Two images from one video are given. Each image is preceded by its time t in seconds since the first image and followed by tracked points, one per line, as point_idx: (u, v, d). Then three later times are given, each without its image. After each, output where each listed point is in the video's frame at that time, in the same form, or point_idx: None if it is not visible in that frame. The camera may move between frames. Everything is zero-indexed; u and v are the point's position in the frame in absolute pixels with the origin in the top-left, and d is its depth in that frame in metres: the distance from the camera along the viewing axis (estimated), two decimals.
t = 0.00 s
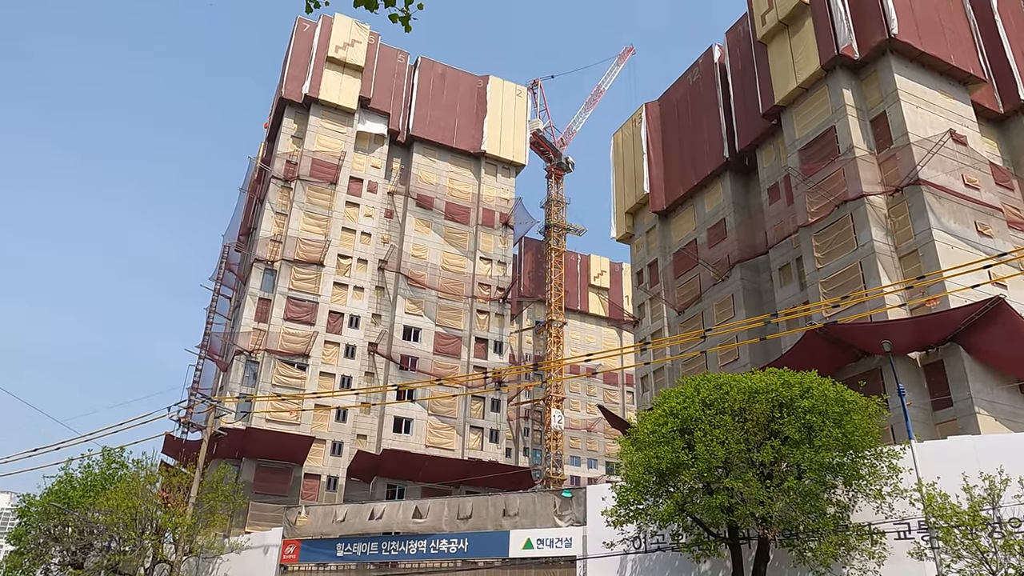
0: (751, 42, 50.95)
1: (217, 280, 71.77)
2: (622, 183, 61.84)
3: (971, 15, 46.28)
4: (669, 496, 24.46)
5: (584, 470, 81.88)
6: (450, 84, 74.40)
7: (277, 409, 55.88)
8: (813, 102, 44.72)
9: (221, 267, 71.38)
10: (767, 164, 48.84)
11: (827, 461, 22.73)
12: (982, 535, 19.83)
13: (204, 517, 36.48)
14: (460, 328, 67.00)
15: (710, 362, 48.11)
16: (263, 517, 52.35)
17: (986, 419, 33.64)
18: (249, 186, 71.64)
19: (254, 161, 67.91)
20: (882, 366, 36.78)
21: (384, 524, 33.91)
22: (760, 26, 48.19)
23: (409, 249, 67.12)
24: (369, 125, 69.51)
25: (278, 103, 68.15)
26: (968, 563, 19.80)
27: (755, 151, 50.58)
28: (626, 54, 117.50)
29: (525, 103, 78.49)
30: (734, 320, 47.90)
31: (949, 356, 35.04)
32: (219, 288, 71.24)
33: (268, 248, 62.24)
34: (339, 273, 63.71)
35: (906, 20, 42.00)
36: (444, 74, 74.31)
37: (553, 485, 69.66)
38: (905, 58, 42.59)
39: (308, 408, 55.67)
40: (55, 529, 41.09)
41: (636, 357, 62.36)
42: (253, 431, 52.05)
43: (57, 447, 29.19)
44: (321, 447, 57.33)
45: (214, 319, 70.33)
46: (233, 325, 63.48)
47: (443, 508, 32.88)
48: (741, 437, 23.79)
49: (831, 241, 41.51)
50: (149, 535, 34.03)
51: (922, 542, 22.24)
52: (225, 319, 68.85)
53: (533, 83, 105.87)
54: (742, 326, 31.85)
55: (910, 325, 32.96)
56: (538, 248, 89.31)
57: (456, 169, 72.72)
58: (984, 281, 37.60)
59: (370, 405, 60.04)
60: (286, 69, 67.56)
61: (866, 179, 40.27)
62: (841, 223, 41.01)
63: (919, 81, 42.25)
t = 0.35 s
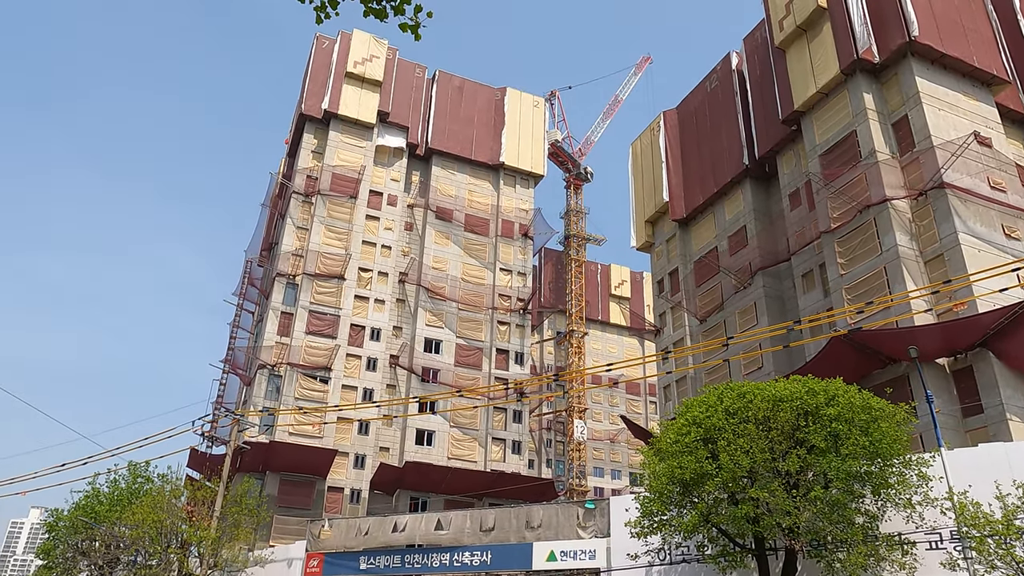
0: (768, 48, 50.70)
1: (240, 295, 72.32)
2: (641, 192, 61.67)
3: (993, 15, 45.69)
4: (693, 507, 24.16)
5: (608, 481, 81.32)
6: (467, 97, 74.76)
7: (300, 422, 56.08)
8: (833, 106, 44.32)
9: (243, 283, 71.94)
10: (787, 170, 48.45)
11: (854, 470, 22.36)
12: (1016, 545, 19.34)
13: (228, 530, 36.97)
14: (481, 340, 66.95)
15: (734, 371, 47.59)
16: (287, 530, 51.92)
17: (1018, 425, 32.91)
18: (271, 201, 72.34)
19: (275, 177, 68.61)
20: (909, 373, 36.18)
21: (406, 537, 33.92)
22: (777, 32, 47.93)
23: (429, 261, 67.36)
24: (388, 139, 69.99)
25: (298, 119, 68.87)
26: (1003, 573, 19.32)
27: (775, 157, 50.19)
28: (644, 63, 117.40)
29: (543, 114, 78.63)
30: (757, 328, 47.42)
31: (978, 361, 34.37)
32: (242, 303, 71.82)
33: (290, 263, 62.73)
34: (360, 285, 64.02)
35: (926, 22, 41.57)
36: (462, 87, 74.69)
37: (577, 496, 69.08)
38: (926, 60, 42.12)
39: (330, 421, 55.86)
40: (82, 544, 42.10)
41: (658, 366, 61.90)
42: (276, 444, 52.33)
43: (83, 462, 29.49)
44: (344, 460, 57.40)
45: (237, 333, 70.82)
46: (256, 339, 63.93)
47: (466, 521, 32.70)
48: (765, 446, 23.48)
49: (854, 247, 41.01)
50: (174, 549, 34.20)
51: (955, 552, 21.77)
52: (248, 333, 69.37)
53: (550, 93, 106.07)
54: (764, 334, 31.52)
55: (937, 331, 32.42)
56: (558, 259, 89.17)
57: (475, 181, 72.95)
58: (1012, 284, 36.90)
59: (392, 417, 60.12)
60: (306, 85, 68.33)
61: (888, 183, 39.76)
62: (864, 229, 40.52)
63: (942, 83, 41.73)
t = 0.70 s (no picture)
0: (777, 53, 50.61)
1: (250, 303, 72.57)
2: (650, 198, 61.58)
3: (1004, 18, 45.47)
4: (704, 514, 23.97)
5: (619, 488, 81.04)
6: (475, 104, 74.93)
7: (310, 430, 56.14)
8: (843, 111, 44.16)
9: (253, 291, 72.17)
10: (797, 176, 48.28)
11: (866, 476, 22.17)
12: None
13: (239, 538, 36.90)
14: (490, 347, 66.89)
15: (745, 377, 47.33)
16: (297, 538, 52.58)
17: None
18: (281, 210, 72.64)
19: (285, 185, 68.93)
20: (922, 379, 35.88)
21: (417, 544, 33.79)
22: (785, 37, 47.85)
23: (438, 269, 67.45)
24: (397, 147, 70.22)
25: (308, 128, 69.19)
26: None
27: (784, 162, 50.03)
28: (652, 69, 117.46)
29: (551, 120, 78.71)
30: (767, 333, 47.18)
31: (991, 366, 34.04)
32: (253, 310, 72.04)
33: (300, 271, 62.95)
34: (369, 293, 64.12)
35: (935, 26, 41.40)
36: (470, 95, 74.89)
37: (587, 504, 68.95)
38: (936, 64, 41.92)
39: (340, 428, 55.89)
40: (94, 552, 42.38)
41: (668, 373, 61.62)
42: (286, 452, 52.44)
43: (95, 469, 29.58)
44: (354, 467, 57.43)
45: (247, 341, 71.01)
46: (266, 347, 64.10)
47: (475, 528, 32.69)
48: (776, 452, 23.30)
49: (865, 251, 40.76)
50: (185, 557, 33.94)
51: (971, 560, 21.56)
52: (258, 341, 69.54)
53: (558, 101, 106.21)
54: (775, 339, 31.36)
55: (949, 336, 32.18)
56: (567, 265, 89.05)
57: (483, 188, 73.04)
58: None
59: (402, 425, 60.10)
60: (315, 94, 68.69)
61: (899, 188, 39.52)
62: (875, 233, 40.28)
63: (952, 87, 41.50)
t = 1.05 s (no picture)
0: (777, 57, 50.66)
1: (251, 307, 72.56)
2: (651, 201, 61.57)
3: (1004, 21, 45.52)
4: (705, 518, 23.93)
5: (620, 492, 80.94)
6: (476, 108, 75.00)
7: (311, 434, 56.10)
8: (843, 114, 44.18)
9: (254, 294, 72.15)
10: (798, 179, 48.27)
11: (867, 480, 22.13)
12: None
13: (240, 543, 36.87)
14: (491, 351, 66.85)
15: (746, 381, 47.29)
16: (298, 542, 52.48)
17: None
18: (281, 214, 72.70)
19: (286, 189, 69.00)
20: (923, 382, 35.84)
21: (417, 548, 33.87)
22: (786, 40, 47.86)
23: (439, 272, 67.45)
24: (397, 151, 70.27)
25: (308, 132, 69.26)
26: None
27: (785, 166, 50.03)
28: (652, 73, 117.56)
29: (551, 124, 78.79)
30: (768, 337, 47.15)
31: (993, 369, 33.99)
32: (253, 314, 72.07)
33: (300, 275, 63.00)
34: (370, 297, 64.12)
35: (935, 29, 41.43)
36: (471, 99, 74.99)
37: (588, 508, 69.35)
38: (937, 67, 41.93)
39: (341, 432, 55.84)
40: (94, 557, 42.41)
41: (669, 376, 61.60)
42: (286, 456, 52.37)
43: (95, 474, 29.46)
44: (355, 471, 57.40)
45: (248, 345, 70.97)
46: (267, 351, 64.10)
47: (476, 532, 32.62)
48: (777, 456, 23.27)
49: (866, 254, 40.73)
50: (186, 562, 33.84)
51: (972, 563, 21.48)
52: (259, 345, 69.54)
53: (559, 104, 106.30)
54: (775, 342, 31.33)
55: (950, 339, 32.15)
56: (568, 269, 89.04)
57: (484, 192, 73.08)
58: None
59: (403, 428, 60.08)
60: (316, 98, 68.77)
61: (900, 191, 39.50)
62: (876, 236, 40.27)
63: (952, 90, 41.52)
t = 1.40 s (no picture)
0: (770, 60, 50.83)
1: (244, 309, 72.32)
2: (644, 203, 61.64)
3: (995, 25, 45.83)
4: (698, 520, 23.94)
5: (614, 494, 81.01)
6: (470, 111, 75.05)
7: (304, 437, 55.93)
8: (835, 117, 44.34)
9: (247, 297, 71.90)
10: (791, 181, 48.41)
11: (860, 482, 22.20)
12: None
13: (232, 546, 36.74)
14: (485, 353, 66.83)
15: (739, 383, 47.38)
16: (291, 545, 51.97)
17: None
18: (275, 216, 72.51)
19: (279, 192, 68.87)
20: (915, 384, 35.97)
21: (411, 551, 33.72)
22: (778, 44, 48.03)
23: (433, 275, 67.42)
24: (391, 153, 70.20)
25: (302, 134, 69.14)
26: None
27: (778, 169, 50.19)
28: (645, 76, 117.82)
29: (545, 127, 78.88)
30: (761, 339, 47.27)
31: (984, 371, 34.13)
32: (246, 317, 71.85)
33: (293, 277, 62.88)
34: (363, 299, 64.02)
35: (927, 33, 41.65)
36: (465, 102, 75.06)
37: (581, 509, 68.68)
38: (928, 70, 42.15)
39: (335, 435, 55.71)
40: (85, 560, 42.27)
41: (663, 378, 61.64)
42: (278, 459, 52.17)
43: (85, 478, 29.23)
44: (348, 474, 57.25)
45: (241, 348, 70.74)
46: (260, 354, 63.91)
47: (470, 534, 32.66)
48: (771, 458, 23.31)
49: (858, 257, 40.87)
50: (178, 565, 33.67)
51: (964, 564, 21.55)
52: (252, 348, 69.32)
53: (553, 107, 106.42)
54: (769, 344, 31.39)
55: (942, 341, 32.28)
56: (562, 271, 89.08)
57: (478, 195, 73.09)
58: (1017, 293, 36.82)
59: (396, 431, 59.99)
60: (309, 100, 68.68)
61: (892, 194, 39.67)
62: (868, 239, 40.42)
63: (944, 94, 41.74)
